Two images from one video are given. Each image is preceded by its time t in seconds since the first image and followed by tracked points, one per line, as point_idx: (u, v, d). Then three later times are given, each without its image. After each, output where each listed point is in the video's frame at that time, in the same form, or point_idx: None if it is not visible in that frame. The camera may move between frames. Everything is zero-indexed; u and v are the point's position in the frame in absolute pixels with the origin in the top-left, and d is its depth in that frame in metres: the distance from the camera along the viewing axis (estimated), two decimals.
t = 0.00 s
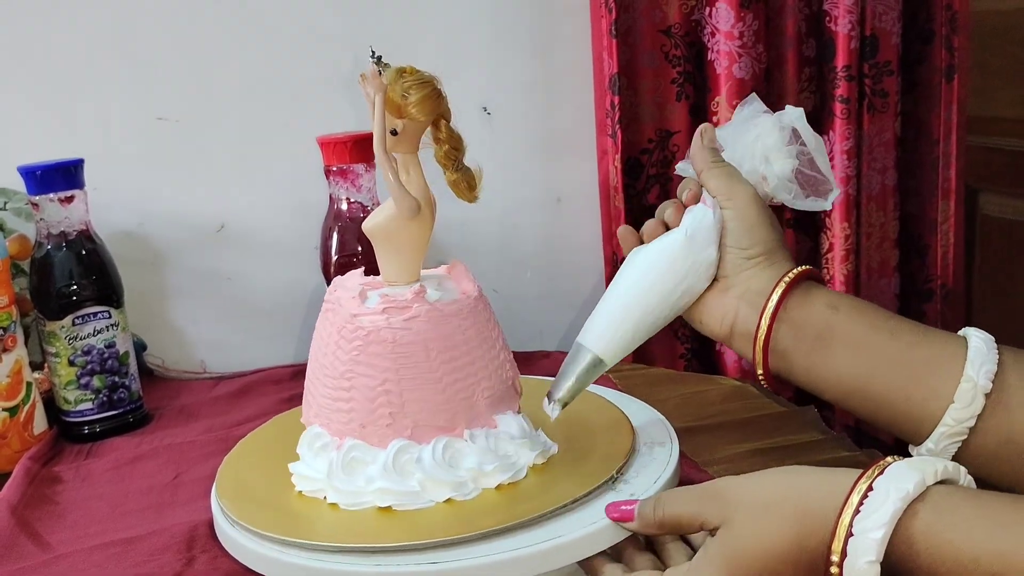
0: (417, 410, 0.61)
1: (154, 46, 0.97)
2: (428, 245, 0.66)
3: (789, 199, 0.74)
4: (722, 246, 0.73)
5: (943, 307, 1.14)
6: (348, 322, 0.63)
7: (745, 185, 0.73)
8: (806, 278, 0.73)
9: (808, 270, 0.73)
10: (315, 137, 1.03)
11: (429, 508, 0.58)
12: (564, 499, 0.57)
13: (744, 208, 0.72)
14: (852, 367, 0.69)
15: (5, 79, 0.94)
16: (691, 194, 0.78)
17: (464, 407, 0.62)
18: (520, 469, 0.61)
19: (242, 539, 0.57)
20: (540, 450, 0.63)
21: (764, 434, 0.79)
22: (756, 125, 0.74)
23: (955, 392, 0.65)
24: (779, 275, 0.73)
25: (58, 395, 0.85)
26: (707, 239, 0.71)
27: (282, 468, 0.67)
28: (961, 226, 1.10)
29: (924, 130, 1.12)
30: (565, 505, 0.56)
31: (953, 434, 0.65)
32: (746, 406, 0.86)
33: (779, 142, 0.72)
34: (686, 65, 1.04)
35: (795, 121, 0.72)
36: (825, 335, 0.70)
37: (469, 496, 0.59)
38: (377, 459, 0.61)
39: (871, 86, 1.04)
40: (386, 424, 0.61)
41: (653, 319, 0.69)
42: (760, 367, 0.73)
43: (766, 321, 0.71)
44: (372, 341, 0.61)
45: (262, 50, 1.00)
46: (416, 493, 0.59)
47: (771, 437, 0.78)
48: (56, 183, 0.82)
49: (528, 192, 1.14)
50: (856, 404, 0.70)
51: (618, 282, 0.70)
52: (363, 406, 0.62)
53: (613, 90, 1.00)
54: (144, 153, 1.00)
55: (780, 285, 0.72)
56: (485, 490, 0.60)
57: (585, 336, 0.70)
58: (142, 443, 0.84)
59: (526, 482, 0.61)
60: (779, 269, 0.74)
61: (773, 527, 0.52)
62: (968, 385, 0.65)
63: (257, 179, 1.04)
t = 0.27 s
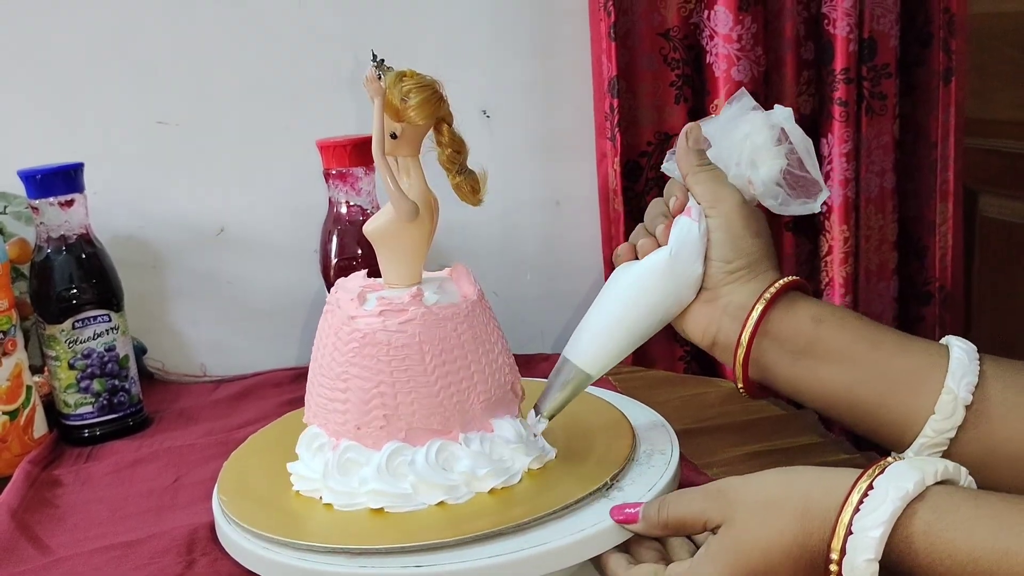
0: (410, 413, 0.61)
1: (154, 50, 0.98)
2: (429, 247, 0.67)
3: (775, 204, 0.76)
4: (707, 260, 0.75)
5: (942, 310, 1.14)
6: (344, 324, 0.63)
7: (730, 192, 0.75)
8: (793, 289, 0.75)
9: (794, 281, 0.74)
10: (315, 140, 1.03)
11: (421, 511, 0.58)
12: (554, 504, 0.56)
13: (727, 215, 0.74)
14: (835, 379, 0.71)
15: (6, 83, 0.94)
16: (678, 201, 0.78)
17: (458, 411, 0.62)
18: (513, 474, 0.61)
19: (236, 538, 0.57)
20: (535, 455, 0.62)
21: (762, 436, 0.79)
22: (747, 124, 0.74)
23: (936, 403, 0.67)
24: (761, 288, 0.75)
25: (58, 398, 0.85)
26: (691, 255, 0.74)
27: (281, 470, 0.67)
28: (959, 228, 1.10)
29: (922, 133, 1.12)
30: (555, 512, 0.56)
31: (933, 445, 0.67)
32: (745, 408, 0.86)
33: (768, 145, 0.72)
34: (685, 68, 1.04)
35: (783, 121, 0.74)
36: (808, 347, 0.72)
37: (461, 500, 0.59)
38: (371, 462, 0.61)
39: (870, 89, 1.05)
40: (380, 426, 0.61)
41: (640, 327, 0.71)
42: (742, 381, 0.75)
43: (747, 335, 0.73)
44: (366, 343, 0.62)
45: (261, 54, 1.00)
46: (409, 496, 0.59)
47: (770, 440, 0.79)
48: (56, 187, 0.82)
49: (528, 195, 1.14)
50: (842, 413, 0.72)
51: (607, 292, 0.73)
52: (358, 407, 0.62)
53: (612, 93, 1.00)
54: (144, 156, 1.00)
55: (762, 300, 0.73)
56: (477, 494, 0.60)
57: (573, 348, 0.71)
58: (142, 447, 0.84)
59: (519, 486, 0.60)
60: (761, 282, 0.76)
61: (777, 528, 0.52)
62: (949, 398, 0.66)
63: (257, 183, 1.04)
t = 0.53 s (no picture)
0: (412, 415, 0.61)
1: (155, 53, 0.98)
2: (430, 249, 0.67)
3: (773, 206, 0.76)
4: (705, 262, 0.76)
5: (943, 312, 1.14)
6: (345, 326, 0.63)
7: (727, 193, 0.75)
8: (787, 291, 0.75)
9: (789, 282, 0.75)
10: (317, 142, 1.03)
11: (422, 513, 0.58)
12: (555, 506, 0.56)
13: (724, 216, 0.75)
14: (827, 380, 0.71)
15: (8, 86, 0.95)
16: (678, 203, 0.78)
17: (459, 413, 0.62)
18: (515, 476, 0.61)
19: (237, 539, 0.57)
20: (537, 457, 0.63)
21: (763, 438, 0.79)
22: (746, 124, 0.74)
23: (928, 405, 0.67)
24: (756, 289, 0.75)
25: (60, 400, 0.85)
26: (691, 258, 0.74)
27: (282, 471, 0.67)
28: (960, 229, 1.10)
29: (923, 135, 1.12)
30: (556, 514, 0.56)
31: (924, 447, 0.67)
32: (746, 410, 0.86)
33: (767, 146, 0.73)
34: (686, 70, 1.04)
35: (781, 122, 0.74)
36: (801, 348, 0.72)
37: (463, 501, 0.59)
38: (372, 464, 0.61)
39: (871, 91, 1.05)
40: (381, 428, 0.61)
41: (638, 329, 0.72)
42: (734, 382, 0.76)
43: (741, 335, 0.73)
44: (367, 345, 0.62)
45: (263, 56, 1.01)
46: (411, 498, 0.59)
47: (770, 441, 0.79)
48: (58, 190, 0.82)
49: (529, 196, 1.14)
50: (838, 416, 0.72)
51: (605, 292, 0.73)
52: (359, 409, 0.62)
53: (613, 95, 1.00)
54: (146, 159, 1.00)
55: (756, 300, 0.73)
56: (478, 495, 0.60)
57: (568, 344, 0.72)
58: (144, 448, 0.84)
59: (521, 488, 0.60)
60: (755, 284, 0.76)
61: (778, 531, 0.52)
62: (941, 401, 0.66)
63: (259, 185, 1.04)
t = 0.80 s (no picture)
0: (411, 415, 0.61)
1: (155, 53, 0.98)
2: (431, 248, 0.67)
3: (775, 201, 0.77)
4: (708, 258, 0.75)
5: (942, 313, 1.14)
6: (345, 326, 0.63)
7: (729, 187, 0.75)
8: (790, 286, 0.75)
9: (791, 278, 0.75)
10: (316, 143, 1.03)
11: (422, 513, 0.58)
12: (554, 507, 0.56)
13: (727, 211, 0.74)
14: (829, 376, 0.71)
15: (7, 86, 0.95)
16: (680, 198, 0.78)
17: (459, 413, 0.62)
18: (514, 477, 0.61)
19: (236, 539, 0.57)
20: (536, 458, 0.62)
21: (763, 439, 0.79)
22: (746, 120, 0.75)
23: (930, 404, 0.67)
24: (757, 284, 0.75)
25: (59, 400, 0.85)
26: (696, 255, 0.74)
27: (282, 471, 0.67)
28: (959, 230, 1.10)
29: (922, 136, 1.12)
30: (555, 514, 0.56)
31: (925, 445, 0.67)
32: (745, 411, 0.86)
33: (767, 142, 0.73)
34: (685, 71, 1.04)
35: (783, 117, 0.74)
36: (802, 345, 0.72)
37: (462, 502, 0.59)
38: (371, 464, 0.61)
39: (870, 92, 1.05)
40: (380, 428, 0.61)
41: (641, 325, 0.72)
42: (736, 377, 0.75)
43: (744, 331, 0.73)
44: (367, 345, 0.62)
45: (263, 56, 1.01)
46: (411, 499, 0.59)
47: (770, 442, 0.79)
48: (57, 190, 0.82)
49: (529, 197, 1.14)
50: (838, 413, 0.72)
51: (609, 287, 0.73)
52: (358, 409, 0.62)
53: (612, 96, 1.00)
54: (145, 159, 1.00)
55: (760, 295, 0.73)
56: (478, 496, 0.60)
57: (571, 340, 0.72)
58: (143, 449, 0.84)
59: (521, 488, 0.60)
60: (757, 280, 0.76)
61: (777, 532, 0.52)
62: (943, 398, 0.66)
63: (259, 185, 1.04)
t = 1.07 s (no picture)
0: (410, 415, 0.61)
1: (155, 53, 0.98)
2: (431, 248, 0.67)
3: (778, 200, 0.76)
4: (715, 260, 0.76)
5: (942, 313, 1.14)
6: (344, 325, 0.63)
7: (732, 190, 0.75)
8: (798, 289, 0.75)
9: (799, 280, 0.75)
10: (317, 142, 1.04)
11: (419, 513, 0.58)
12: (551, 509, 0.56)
13: (733, 212, 0.75)
14: (836, 378, 0.72)
15: (8, 86, 0.95)
16: (684, 205, 0.77)
17: (457, 413, 0.62)
18: (513, 477, 0.61)
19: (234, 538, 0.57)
20: (535, 458, 0.62)
21: (764, 439, 0.79)
22: (743, 120, 0.73)
23: (938, 404, 0.67)
24: (767, 286, 0.76)
25: (58, 400, 0.85)
26: (705, 261, 0.73)
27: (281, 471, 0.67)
28: (960, 231, 1.10)
29: (923, 136, 1.12)
30: (553, 515, 0.56)
31: (935, 446, 0.66)
32: (745, 411, 0.86)
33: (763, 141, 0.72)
34: (686, 72, 1.04)
35: (780, 116, 0.73)
36: (810, 346, 0.72)
37: (460, 502, 0.59)
38: (370, 463, 0.61)
39: (871, 92, 1.05)
40: (379, 428, 0.62)
41: (652, 333, 0.71)
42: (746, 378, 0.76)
43: (754, 332, 0.74)
44: (366, 345, 0.62)
45: (263, 56, 1.01)
46: (409, 499, 0.58)
47: (770, 443, 0.79)
48: (58, 189, 0.82)
49: (529, 197, 1.14)
50: (846, 414, 0.72)
51: (618, 294, 0.72)
52: (357, 409, 0.62)
53: (613, 96, 1.00)
54: (145, 159, 1.00)
55: (769, 298, 0.74)
56: (476, 496, 0.59)
57: (581, 353, 0.71)
58: (143, 448, 0.84)
59: (519, 489, 0.60)
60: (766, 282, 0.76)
61: (776, 533, 0.52)
62: (952, 399, 0.65)
63: (259, 185, 1.04)
